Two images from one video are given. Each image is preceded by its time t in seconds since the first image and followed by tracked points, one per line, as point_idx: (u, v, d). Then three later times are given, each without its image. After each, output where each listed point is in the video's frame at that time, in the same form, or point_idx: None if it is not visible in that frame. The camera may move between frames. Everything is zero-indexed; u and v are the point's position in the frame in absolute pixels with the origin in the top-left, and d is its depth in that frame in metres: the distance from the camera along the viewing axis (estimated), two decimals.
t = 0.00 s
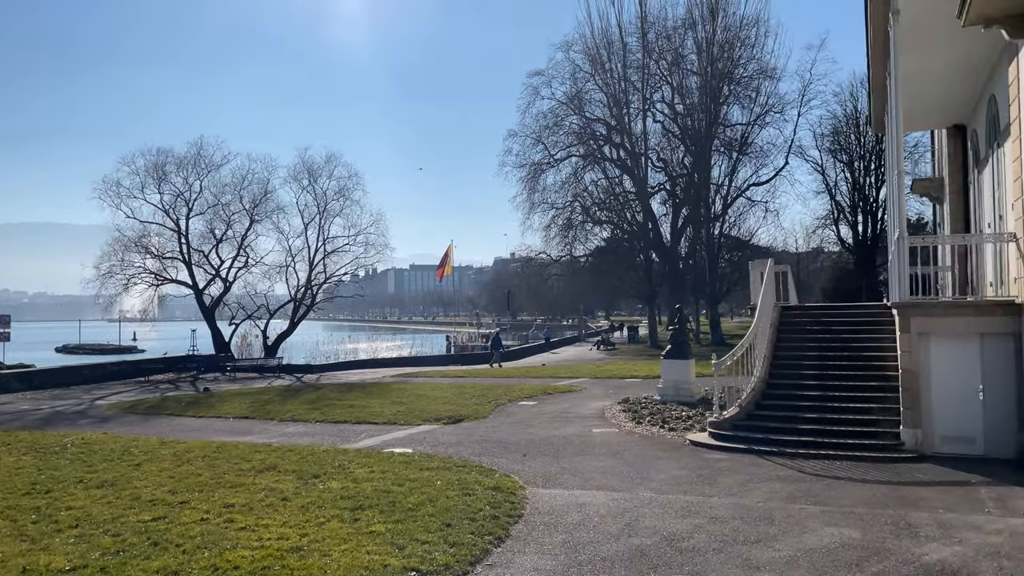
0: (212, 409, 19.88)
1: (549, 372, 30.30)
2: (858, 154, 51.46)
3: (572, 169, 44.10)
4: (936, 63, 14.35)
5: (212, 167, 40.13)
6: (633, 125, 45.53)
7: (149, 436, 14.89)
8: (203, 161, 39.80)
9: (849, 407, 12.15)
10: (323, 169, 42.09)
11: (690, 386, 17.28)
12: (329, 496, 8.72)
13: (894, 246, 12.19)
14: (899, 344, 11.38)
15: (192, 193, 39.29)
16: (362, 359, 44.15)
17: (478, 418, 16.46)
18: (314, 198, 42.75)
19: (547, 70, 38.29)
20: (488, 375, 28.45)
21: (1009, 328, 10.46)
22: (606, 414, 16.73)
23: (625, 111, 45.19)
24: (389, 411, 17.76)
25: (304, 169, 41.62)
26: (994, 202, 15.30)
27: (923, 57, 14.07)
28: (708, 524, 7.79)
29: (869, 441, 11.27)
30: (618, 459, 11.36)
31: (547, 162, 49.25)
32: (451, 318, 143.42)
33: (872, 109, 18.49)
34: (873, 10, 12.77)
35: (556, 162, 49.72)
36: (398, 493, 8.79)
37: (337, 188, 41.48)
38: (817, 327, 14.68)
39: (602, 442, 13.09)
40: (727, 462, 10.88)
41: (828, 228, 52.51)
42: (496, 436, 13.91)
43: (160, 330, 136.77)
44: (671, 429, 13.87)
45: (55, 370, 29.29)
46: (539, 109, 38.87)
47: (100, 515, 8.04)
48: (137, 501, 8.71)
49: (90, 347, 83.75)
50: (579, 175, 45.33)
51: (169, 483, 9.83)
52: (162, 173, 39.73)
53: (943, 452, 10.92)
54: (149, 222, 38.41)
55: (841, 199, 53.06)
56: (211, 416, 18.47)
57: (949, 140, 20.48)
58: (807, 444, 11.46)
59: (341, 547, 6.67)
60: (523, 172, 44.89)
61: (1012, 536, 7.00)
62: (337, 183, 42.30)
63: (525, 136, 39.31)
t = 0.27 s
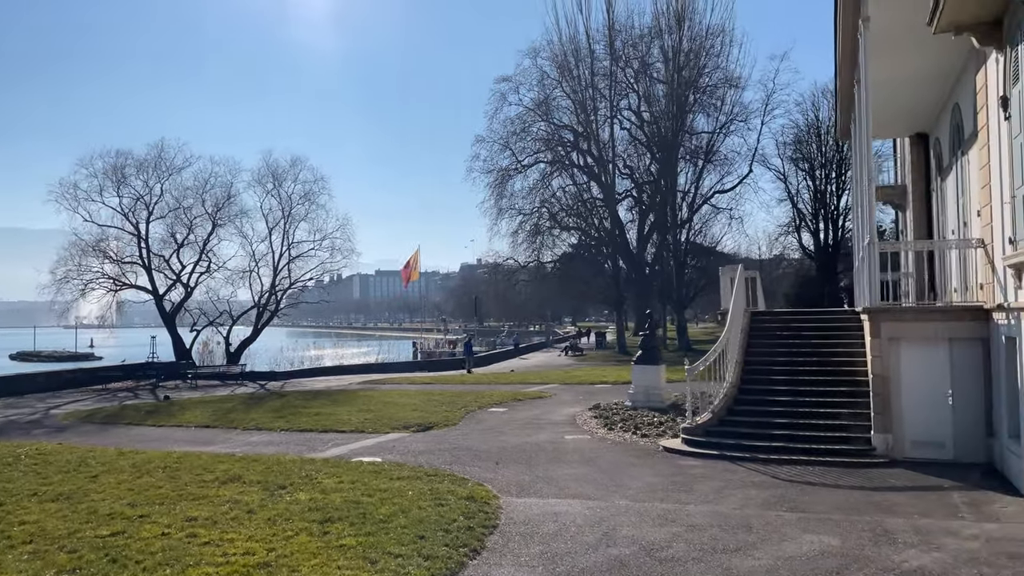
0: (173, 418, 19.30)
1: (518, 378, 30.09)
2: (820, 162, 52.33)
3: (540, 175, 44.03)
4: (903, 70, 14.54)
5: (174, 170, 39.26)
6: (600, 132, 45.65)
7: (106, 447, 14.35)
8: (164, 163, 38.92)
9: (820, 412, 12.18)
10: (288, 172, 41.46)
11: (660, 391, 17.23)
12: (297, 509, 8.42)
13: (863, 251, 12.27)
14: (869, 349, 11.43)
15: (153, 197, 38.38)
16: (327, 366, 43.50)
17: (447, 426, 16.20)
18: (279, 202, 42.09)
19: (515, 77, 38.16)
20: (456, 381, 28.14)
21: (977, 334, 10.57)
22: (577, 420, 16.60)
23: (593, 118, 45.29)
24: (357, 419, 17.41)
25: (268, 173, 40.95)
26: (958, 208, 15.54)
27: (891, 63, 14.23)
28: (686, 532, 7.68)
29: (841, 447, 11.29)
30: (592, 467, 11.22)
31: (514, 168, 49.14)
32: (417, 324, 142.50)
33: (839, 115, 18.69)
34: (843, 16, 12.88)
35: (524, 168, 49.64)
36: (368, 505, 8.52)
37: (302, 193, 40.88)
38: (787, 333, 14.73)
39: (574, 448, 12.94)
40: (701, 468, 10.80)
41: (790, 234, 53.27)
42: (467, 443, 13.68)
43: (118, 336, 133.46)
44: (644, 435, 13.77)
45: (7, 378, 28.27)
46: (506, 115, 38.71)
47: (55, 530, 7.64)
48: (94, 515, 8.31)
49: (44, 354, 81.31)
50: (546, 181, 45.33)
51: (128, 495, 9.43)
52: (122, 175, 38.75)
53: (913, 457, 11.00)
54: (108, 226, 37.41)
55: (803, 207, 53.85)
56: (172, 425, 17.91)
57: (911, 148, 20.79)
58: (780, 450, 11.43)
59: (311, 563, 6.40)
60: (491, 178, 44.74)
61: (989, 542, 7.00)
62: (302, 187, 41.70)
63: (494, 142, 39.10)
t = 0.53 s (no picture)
0: (140, 425, 18.78)
1: (493, 383, 29.89)
2: (789, 168, 52.93)
3: (514, 179, 43.88)
4: (879, 74, 14.63)
5: (141, 172, 38.50)
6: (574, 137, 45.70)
7: (69, 455, 13.87)
8: (131, 165, 38.14)
9: (799, 415, 12.17)
10: (258, 175, 40.90)
11: (638, 395, 17.16)
12: (271, 517, 8.16)
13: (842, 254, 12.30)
14: (848, 352, 11.44)
15: (119, 199, 37.57)
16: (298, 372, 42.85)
17: (423, 431, 15.94)
18: (250, 205, 41.49)
19: (489, 80, 37.98)
20: (430, 387, 27.84)
21: (955, 336, 10.63)
22: (555, 425, 16.44)
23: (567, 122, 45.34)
24: (331, 425, 17.07)
25: (238, 176, 40.36)
26: (931, 212, 15.69)
27: (867, 67, 14.30)
28: (671, 538, 7.55)
29: (821, 450, 11.28)
30: (572, 472, 11.07)
31: (488, 171, 49.01)
32: (389, 330, 141.47)
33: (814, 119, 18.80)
34: (821, 19, 12.91)
35: (498, 172, 49.49)
36: (345, 513, 8.29)
37: (273, 196, 40.34)
38: (765, 336, 14.74)
39: (553, 454, 12.79)
40: (682, 473, 10.70)
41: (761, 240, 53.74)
42: (444, 449, 13.45)
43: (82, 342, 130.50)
44: (622, 440, 13.66)
45: None
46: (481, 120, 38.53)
47: (16, 542, 7.29)
48: (59, 526, 7.97)
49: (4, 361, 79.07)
50: (520, 186, 45.23)
51: (94, 505, 9.07)
52: (87, 177, 37.90)
53: (892, 460, 11.02)
54: (72, 229, 36.51)
55: (773, 213, 54.35)
56: (139, 432, 17.42)
57: (884, 153, 21.01)
58: (760, 454, 11.39)
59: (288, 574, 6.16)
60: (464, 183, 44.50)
61: (974, 545, 6.97)
62: (273, 190, 41.15)
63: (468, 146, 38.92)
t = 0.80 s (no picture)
0: (110, 430, 18.30)
1: (471, 386, 29.65)
2: (763, 173, 53.43)
3: (490, 182, 43.76)
4: (858, 78, 14.69)
5: (112, 172, 37.78)
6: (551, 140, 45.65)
7: (36, 462, 13.43)
8: (102, 165, 37.42)
9: (783, 417, 12.14)
10: (233, 176, 40.36)
11: (619, 398, 17.07)
12: (250, 525, 7.91)
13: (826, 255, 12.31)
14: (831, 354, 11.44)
15: (88, 200, 36.82)
16: (273, 376, 42.24)
17: (403, 435, 15.72)
18: (224, 206, 40.91)
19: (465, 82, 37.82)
20: (408, 390, 27.56)
21: (936, 337, 10.68)
22: (536, 428, 16.29)
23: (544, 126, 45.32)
24: (308, 429, 16.76)
25: (212, 177, 39.80)
26: (910, 216, 15.80)
27: (848, 70, 14.34)
28: (660, 542, 7.44)
29: (805, 452, 11.25)
30: (556, 475, 10.93)
31: (465, 174, 48.84)
32: (364, 333, 140.37)
33: (793, 122, 18.88)
34: (803, 22, 12.92)
35: (474, 174, 49.34)
36: (327, 519, 8.06)
37: (248, 197, 39.82)
38: (747, 338, 14.71)
39: (535, 457, 12.64)
40: (667, 475, 10.61)
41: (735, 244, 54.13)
42: (424, 453, 13.25)
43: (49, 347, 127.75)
44: (605, 443, 13.56)
45: None
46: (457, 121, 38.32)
47: None
48: (26, 536, 7.65)
49: None
50: (497, 189, 45.12)
51: (64, 513, 8.74)
52: (56, 177, 37.09)
53: (875, 461, 11.04)
54: (41, 230, 35.70)
55: (747, 217, 54.74)
56: (109, 437, 16.96)
57: (860, 158, 21.19)
58: (744, 456, 11.34)
59: None
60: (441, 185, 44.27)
61: (963, 546, 6.94)
62: (248, 191, 40.63)
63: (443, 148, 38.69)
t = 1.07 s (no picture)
0: (79, 436, 17.81)
1: (449, 390, 29.39)
2: (738, 179, 53.86)
3: (467, 186, 43.52)
4: (839, 82, 14.74)
5: (82, 174, 37.01)
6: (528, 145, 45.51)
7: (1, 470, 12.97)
8: (71, 166, 36.65)
9: (766, 421, 12.08)
10: (206, 178, 39.76)
11: (601, 403, 16.96)
12: (227, 534, 7.64)
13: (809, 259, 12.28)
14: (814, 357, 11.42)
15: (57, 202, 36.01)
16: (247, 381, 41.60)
17: (381, 441, 15.46)
18: (197, 209, 40.28)
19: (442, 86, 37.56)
20: (385, 395, 27.24)
21: (919, 341, 10.69)
22: (517, 433, 16.11)
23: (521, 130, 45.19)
24: (284, 435, 16.43)
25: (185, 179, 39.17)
26: (888, 219, 15.90)
27: (828, 74, 14.38)
28: (649, 549, 7.31)
29: (788, 456, 11.20)
30: (539, 481, 10.76)
31: (442, 178, 48.55)
32: (339, 338, 139.18)
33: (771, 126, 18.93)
34: (786, 24, 12.90)
35: (451, 178, 49.07)
36: (306, 528, 7.82)
37: (222, 199, 39.26)
38: (728, 342, 14.68)
39: (517, 462, 12.46)
40: (652, 480, 10.48)
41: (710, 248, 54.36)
42: (405, 459, 13.01)
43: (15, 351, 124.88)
44: (588, 447, 13.41)
45: None
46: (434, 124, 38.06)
47: None
48: None
49: None
50: (474, 193, 44.90)
51: (30, 524, 8.39)
52: (24, 178, 36.24)
53: (858, 464, 11.02)
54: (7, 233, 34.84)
55: (722, 222, 54.94)
56: (78, 444, 16.48)
57: (837, 163, 21.34)
58: (728, 460, 11.26)
59: None
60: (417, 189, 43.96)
61: (953, 550, 6.90)
62: (221, 194, 40.05)
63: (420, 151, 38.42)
